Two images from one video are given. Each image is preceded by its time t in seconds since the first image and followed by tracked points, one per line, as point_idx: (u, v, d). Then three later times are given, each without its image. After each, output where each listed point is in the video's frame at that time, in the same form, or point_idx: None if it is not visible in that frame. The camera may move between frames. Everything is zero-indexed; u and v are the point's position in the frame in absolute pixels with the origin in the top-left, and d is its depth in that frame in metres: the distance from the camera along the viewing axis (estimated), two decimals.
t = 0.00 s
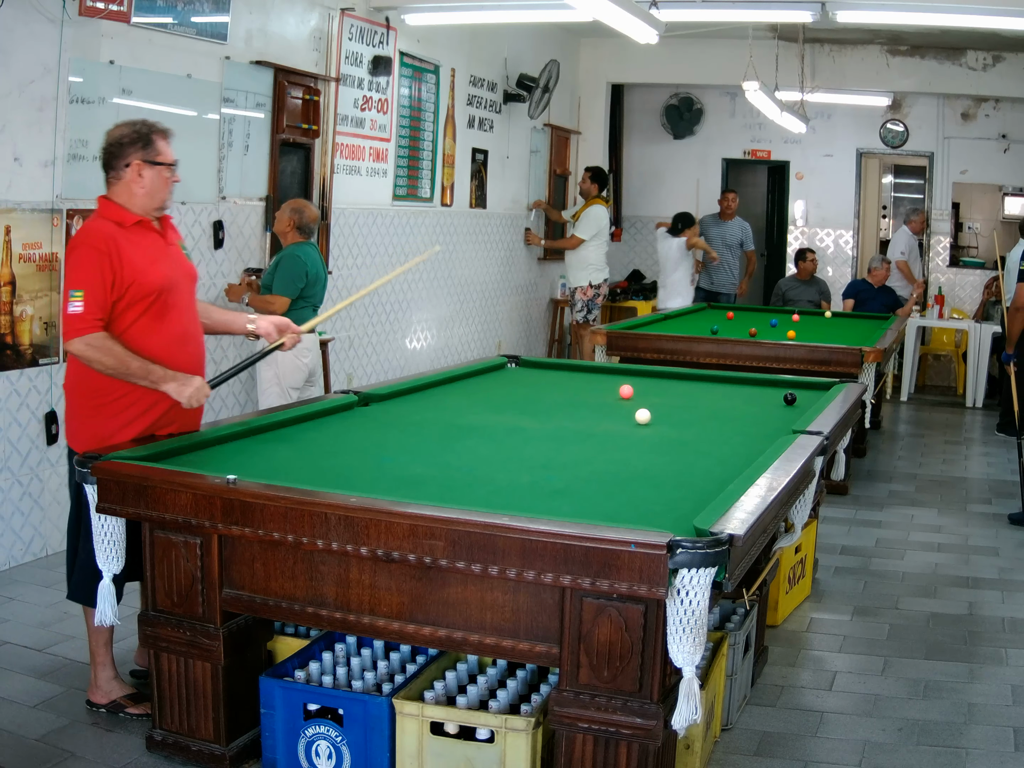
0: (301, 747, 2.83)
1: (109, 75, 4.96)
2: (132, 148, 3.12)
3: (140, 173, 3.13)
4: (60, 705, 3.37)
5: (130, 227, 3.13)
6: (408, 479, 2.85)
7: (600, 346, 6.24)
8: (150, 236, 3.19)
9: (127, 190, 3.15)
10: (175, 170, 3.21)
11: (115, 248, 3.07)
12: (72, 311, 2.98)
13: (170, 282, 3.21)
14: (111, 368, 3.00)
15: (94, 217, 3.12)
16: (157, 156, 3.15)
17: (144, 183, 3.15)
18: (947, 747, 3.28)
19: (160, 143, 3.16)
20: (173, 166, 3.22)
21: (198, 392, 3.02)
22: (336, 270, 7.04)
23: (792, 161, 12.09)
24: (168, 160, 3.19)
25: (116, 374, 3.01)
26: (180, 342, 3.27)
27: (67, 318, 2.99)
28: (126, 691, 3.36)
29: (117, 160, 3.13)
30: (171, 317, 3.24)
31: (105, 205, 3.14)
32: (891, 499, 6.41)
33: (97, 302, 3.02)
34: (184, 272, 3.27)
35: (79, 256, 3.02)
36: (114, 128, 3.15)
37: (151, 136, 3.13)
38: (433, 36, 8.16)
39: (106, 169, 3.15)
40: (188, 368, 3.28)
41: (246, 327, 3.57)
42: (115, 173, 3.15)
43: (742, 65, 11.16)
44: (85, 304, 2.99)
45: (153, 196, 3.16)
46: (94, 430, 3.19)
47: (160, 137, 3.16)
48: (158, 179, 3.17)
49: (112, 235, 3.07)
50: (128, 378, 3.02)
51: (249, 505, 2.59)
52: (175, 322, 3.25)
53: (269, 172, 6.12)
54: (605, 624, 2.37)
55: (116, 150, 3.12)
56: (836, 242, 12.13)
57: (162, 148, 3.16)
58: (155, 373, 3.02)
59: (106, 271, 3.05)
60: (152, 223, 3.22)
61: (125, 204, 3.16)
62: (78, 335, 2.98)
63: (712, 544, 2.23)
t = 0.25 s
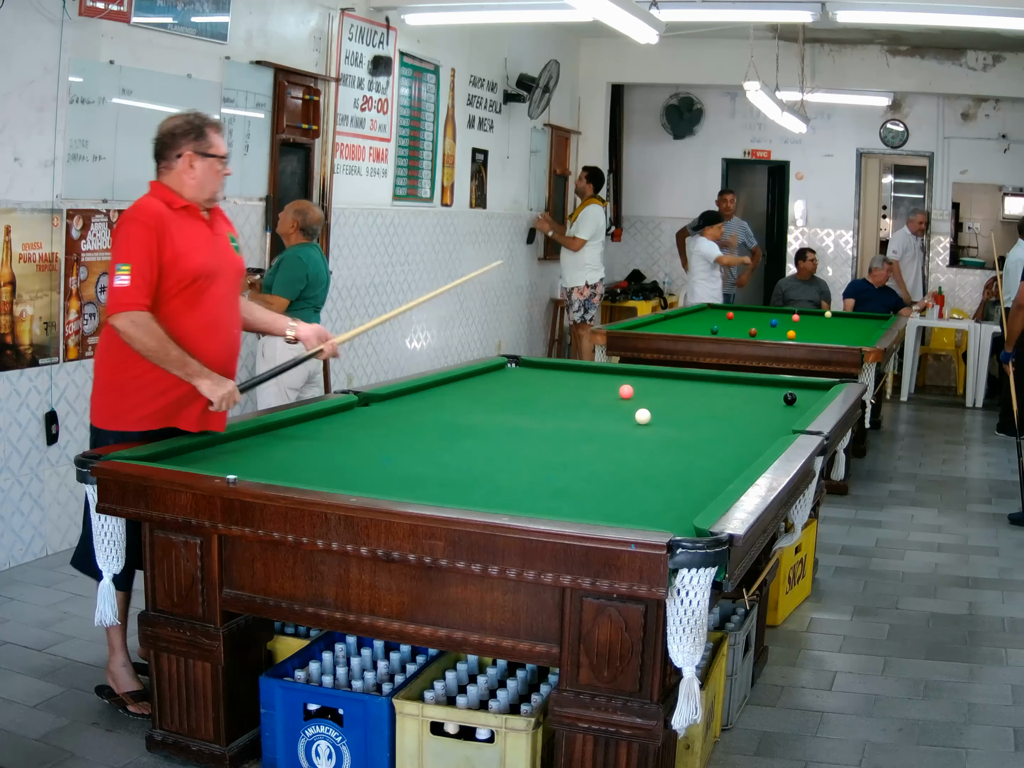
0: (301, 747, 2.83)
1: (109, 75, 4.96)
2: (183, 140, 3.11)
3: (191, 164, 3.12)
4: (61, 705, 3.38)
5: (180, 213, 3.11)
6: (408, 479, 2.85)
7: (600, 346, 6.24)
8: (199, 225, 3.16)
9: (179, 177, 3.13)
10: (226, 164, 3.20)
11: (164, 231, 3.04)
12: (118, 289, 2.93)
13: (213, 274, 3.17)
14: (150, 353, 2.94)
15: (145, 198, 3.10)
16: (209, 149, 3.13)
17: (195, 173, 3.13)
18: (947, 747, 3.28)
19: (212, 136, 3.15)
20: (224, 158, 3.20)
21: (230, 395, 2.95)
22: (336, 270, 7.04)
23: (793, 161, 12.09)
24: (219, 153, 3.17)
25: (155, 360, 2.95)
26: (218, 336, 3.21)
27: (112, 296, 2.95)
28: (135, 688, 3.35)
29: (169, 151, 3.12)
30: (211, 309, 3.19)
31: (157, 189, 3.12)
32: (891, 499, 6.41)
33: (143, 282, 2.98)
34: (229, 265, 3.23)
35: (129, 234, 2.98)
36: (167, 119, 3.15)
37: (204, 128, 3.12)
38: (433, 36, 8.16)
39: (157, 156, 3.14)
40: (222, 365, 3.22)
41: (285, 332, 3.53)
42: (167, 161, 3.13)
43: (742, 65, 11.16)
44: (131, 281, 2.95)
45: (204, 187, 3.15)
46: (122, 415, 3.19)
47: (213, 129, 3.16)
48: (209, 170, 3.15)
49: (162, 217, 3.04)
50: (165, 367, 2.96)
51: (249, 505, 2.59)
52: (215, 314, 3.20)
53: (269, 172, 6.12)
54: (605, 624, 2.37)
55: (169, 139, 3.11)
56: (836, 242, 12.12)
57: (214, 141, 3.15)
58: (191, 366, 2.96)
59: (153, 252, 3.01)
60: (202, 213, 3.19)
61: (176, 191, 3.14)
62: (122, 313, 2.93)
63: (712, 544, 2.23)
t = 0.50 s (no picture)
0: (301, 747, 2.83)
1: (109, 75, 4.96)
2: (241, 154, 3.07)
3: (249, 179, 3.09)
4: (61, 706, 3.38)
5: (228, 233, 3.05)
6: (408, 479, 2.85)
7: (600, 346, 6.25)
8: (244, 247, 3.10)
9: (233, 192, 3.10)
10: (279, 179, 3.18)
11: (210, 249, 2.97)
12: (156, 300, 2.86)
13: (247, 299, 3.09)
14: (178, 369, 2.86)
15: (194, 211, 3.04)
16: (265, 162, 3.11)
17: (249, 188, 3.10)
18: (947, 747, 3.28)
19: (268, 150, 3.12)
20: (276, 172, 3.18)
21: (255, 416, 2.87)
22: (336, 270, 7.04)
23: (793, 161, 12.09)
24: (273, 168, 3.15)
25: (180, 376, 2.87)
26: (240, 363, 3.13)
27: (147, 305, 2.87)
28: (132, 689, 3.36)
29: (225, 165, 3.09)
30: (238, 333, 3.11)
31: (207, 203, 3.07)
32: (891, 499, 6.41)
33: (181, 296, 2.90)
34: (264, 293, 3.16)
35: (175, 245, 2.90)
36: (220, 132, 3.11)
37: (260, 142, 3.10)
38: (433, 36, 8.17)
39: (212, 167, 3.10)
40: (242, 391, 3.14)
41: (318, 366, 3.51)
42: (221, 173, 3.10)
43: (742, 65, 11.16)
44: (168, 294, 2.87)
45: (258, 203, 3.13)
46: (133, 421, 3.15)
47: (268, 144, 3.14)
48: (263, 185, 3.12)
49: (210, 234, 2.98)
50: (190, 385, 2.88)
51: (249, 505, 2.59)
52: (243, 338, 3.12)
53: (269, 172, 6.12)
54: (605, 624, 2.37)
55: (227, 150, 3.07)
56: (836, 242, 12.12)
57: (268, 155, 3.13)
58: (217, 388, 2.87)
59: (196, 269, 2.93)
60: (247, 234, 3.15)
61: (225, 206, 3.10)
62: (155, 325, 2.85)
63: (712, 544, 2.23)
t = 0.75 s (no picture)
0: (301, 747, 2.83)
1: (109, 75, 4.96)
2: (307, 192, 2.97)
3: (310, 219, 2.99)
4: (61, 705, 3.38)
5: (272, 267, 3.00)
6: (408, 479, 2.85)
7: (600, 346, 6.25)
8: (285, 282, 3.06)
9: (288, 228, 3.01)
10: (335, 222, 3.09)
11: (252, 278, 2.93)
12: (194, 321, 2.81)
13: (274, 332, 3.08)
14: (204, 393, 2.81)
15: (243, 235, 2.98)
16: (327, 206, 3.02)
17: (307, 229, 3.01)
18: (947, 747, 3.28)
19: (331, 192, 3.04)
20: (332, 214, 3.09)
21: (277, 449, 2.84)
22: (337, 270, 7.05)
23: (793, 161, 12.09)
24: (332, 210, 3.06)
25: (204, 399, 2.82)
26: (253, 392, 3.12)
27: (183, 324, 2.82)
28: (133, 689, 3.36)
29: (289, 200, 2.98)
30: (258, 360, 3.10)
31: (258, 231, 3.00)
32: (891, 499, 6.41)
33: (219, 321, 2.85)
34: (289, 330, 3.15)
35: (221, 270, 2.86)
36: (285, 165, 2.99)
37: (326, 184, 3.01)
38: (433, 36, 8.17)
39: (272, 199, 2.99)
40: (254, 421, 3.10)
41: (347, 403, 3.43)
42: (281, 208, 2.99)
43: (742, 65, 11.16)
44: (207, 317, 2.82)
45: (312, 245, 3.04)
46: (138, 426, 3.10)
47: (332, 187, 3.05)
48: (321, 227, 3.04)
49: (255, 264, 2.94)
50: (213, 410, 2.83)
51: (249, 505, 2.59)
52: (259, 368, 3.12)
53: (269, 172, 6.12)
54: (605, 624, 2.37)
55: (291, 188, 2.96)
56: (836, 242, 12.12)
57: (330, 198, 3.04)
58: (241, 417, 2.83)
59: (236, 296, 2.89)
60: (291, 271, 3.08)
61: (275, 239, 3.02)
62: (187, 346, 2.80)
63: (712, 544, 2.23)
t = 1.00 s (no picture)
0: (301, 747, 2.83)
1: (109, 75, 4.96)
2: (337, 220, 2.97)
3: (338, 247, 2.99)
4: (61, 706, 3.38)
5: (298, 293, 2.98)
6: (408, 479, 2.85)
7: (600, 346, 6.25)
8: (308, 309, 3.04)
9: (315, 256, 3.00)
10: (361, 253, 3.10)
11: (275, 299, 2.92)
12: (209, 331, 2.79)
13: (286, 354, 3.07)
14: (210, 400, 2.80)
15: (272, 256, 2.97)
16: (356, 236, 3.03)
17: (334, 258, 3.01)
18: (947, 747, 3.28)
19: (360, 223, 3.04)
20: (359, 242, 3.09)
21: (278, 457, 2.87)
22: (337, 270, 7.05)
23: (793, 161, 12.09)
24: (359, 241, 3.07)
25: (209, 405, 2.81)
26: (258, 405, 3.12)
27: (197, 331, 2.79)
28: (132, 690, 3.36)
29: (318, 228, 2.98)
30: (266, 378, 3.08)
31: (286, 253, 2.98)
32: (891, 499, 6.40)
33: (235, 335, 2.83)
34: (302, 353, 3.14)
35: (246, 286, 2.85)
36: (316, 192, 2.99)
37: (356, 215, 3.01)
38: (433, 36, 8.17)
39: (302, 225, 2.98)
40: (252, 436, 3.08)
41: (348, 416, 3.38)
42: (310, 234, 2.99)
43: (742, 65, 11.16)
44: (224, 329, 2.80)
45: (338, 273, 3.04)
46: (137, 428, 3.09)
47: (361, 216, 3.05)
48: (348, 256, 3.04)
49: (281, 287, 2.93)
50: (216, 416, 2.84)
51: (249, 505, 2.59)
52: (268, 387, 3.11)
53: (269, 172, 6.12)
54: (605, 624, 2.37)
55: (323, 217, 2.96)
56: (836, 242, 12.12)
57: (358, 226, 3.04)
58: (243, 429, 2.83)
59: (257, 313, 2.88)
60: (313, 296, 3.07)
61: (302, 265, 3.00)
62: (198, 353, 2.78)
63: (712, 544, 2.23)
